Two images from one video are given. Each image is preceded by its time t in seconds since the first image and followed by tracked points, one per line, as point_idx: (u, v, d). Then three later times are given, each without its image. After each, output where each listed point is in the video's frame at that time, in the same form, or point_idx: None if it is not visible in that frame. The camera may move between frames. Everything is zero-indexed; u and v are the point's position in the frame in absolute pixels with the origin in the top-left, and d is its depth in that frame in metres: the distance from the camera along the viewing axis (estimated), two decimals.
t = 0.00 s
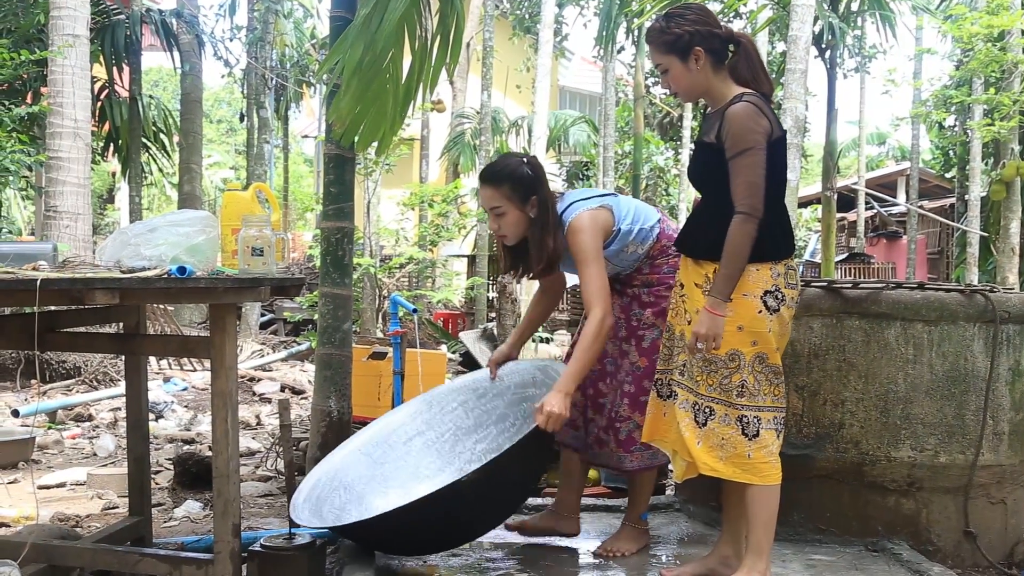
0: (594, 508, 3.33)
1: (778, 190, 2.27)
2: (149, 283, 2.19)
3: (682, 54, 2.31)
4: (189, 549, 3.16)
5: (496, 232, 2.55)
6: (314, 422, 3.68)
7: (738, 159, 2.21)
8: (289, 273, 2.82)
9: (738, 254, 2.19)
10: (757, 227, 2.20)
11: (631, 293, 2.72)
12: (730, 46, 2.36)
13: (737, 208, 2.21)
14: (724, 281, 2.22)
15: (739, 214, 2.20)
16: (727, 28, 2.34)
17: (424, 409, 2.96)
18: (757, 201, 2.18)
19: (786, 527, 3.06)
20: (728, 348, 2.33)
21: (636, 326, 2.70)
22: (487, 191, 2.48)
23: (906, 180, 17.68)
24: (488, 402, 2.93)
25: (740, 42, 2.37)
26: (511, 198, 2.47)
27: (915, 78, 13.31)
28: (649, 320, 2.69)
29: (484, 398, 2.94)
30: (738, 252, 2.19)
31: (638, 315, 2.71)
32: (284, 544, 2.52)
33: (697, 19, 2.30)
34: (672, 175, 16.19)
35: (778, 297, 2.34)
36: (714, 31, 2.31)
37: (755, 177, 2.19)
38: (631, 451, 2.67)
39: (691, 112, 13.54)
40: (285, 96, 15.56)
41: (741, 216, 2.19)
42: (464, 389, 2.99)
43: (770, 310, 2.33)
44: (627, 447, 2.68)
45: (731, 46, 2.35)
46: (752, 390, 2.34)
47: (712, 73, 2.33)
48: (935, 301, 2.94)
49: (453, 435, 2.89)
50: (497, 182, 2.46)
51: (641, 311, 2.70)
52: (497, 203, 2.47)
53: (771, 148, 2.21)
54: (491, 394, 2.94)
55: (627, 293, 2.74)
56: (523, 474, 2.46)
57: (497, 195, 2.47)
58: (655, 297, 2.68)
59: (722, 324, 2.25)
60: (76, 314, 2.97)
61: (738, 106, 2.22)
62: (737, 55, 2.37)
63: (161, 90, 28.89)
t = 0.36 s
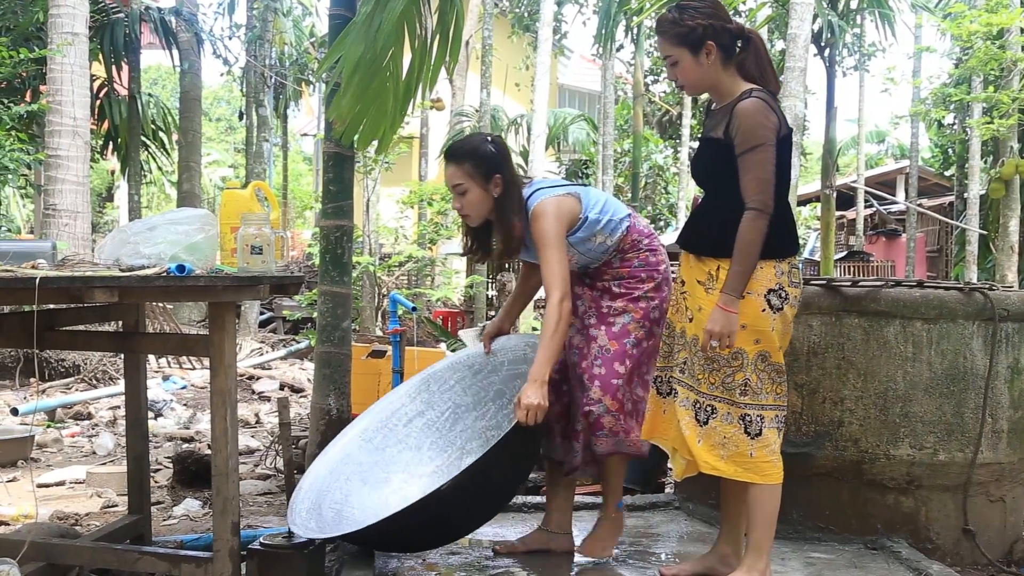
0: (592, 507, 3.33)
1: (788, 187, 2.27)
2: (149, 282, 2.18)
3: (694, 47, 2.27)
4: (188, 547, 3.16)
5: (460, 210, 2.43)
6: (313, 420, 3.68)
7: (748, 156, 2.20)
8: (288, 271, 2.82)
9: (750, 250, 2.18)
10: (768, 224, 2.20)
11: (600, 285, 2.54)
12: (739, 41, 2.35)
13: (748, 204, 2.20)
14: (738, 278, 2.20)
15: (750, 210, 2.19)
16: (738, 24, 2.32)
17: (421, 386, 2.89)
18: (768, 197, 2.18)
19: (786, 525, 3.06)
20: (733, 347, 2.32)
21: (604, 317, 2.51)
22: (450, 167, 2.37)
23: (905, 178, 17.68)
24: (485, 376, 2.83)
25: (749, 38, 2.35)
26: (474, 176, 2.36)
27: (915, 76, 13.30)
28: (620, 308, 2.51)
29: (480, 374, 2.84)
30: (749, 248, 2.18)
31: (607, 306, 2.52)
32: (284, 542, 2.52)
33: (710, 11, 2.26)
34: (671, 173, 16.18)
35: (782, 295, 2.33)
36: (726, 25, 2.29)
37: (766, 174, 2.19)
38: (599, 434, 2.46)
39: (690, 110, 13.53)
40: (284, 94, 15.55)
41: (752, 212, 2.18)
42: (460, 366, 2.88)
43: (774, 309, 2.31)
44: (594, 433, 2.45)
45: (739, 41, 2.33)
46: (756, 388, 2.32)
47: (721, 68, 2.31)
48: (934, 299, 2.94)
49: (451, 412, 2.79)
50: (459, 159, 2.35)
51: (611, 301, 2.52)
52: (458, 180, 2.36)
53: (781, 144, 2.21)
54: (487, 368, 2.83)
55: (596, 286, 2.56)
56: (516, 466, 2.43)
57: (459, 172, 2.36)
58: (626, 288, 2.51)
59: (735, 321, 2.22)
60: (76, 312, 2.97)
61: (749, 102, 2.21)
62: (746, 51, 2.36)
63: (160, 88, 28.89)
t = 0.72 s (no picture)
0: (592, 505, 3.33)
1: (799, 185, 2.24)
2: (148, 280, 2.18)
3: (709, 39, 2.22)
4: (188, 546, 3.16)
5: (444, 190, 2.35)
6: (313, 419, 3.69)
7: (759, 152, 2.17)
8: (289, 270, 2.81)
9: (760, 247, 2.15)
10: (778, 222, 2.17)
11: (583, 276, 2.42)
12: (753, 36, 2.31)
13: (758, 200, 2.17)
14: (746, 274, 2.16)
15: (761, 206, 2.16)
16: (754, 18, 2.28)
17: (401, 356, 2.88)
18: (780, 193, 2.15)
19: (785, 523, 3.06)
20: (739, 346, 2.30)
21: (582, 317, 2.40)
22: (430, 146, 2.29)
23: (905, 177, 17.67)
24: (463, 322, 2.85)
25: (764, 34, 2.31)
26: (455, 154, 2.26)
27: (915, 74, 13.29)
28: (599, 307, 2.38)
29: (460, 323, 2.85)
30: (758, 246, 2.16)
31: (587, 303, 2.40)
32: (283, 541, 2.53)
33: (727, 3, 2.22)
34: (671, 172, 16.18)
35: (789, 295, 2.31)
36: (742, 17, 2.24)
37: (778, 170, 2.16)
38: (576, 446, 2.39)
39: (690, 109, 13.52)
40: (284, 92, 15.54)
41: (764, 208, 2.15)
42: (438, 320, 2.92)
43: (781, 308, 2.30)
44: (573, 443, 2.40)
45: (753, 36, 2.28)
46: (762, 388, 2.31)
47: (735, 62, 2.26)
48: (934, 297, 2.93)
49: (444, 368, 2.84)
50: (439, 137, 2.26)
51: (592, 298, 2.40)
52: (441, 159, 2.27)
53: (792, 142, 2.19)
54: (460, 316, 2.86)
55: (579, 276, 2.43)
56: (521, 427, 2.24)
57: (439, 151, 2.27)
58: (607, 283, 2.38)
59: (744, 317, 2.19)
60: (76, 311, 2.96)
61: (761, 97, 2.18)
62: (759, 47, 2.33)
63: (160, 86, 28.87)
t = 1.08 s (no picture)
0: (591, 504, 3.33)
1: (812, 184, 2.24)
2: (147, 279, 2.18)
3: (724, 35, 2.20)
4: (187, 545, 3.16)
5: (440, 165, 2.32)
6: (312, 419, 3.69)
7: (774, 151, 2.17)
8: (288, 269, 2.80)
9: (776, 247, 2.14)
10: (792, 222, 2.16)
11: (570, 272, 2.40)
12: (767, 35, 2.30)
13: (773, 200, 2.16)
14: (761, 275, 2.15)
15: (776, 206, 2.15)
16: (768, 17, 2.27)
17: (447, 361, 2.64)
18: (795, 193, 2.14)
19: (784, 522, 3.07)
20: (752, 350, 2.29)
21: (569, 313, 2.38)
22: (424, 121, 2.26)
23: (904, 176, 17.68)
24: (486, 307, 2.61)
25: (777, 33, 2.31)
26: (449, 127, 2.24)
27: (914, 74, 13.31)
28: (585, 306, 2.35)
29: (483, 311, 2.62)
30: (774, 246, 2.14)
31: (574, 300, 2.38)
32: (282, 540, 2.53)
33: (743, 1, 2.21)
34: (670, 172, 16.19)
35: (802, 297, 2.30)
36: (757, 16, 2.23)
37: (792, 170, 2.16)
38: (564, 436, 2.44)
39: (688, 108, 13.53)
40: (283, 91, 15.54)
41: (779, 208, 2.14)
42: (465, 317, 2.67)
43: (794, 311, 2.29)
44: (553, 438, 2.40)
45: (767, 36, 2.28)
46: (774, 393, 2.30)
47: (749, 60, 2.25)
48: (933, 297, 2.93)
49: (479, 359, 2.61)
50: (433, 111, 2.23)
51: (579, 296, 2.37)
52: (436, 132, 2.24)
53: (806, 142, 2.18)
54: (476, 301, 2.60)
55: (568, 271, 2.41)
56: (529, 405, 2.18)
57: (432, 126, 2.25)
58: (593, 280, 2.35)
59: (758, 318, 2.18)
60: (75, 310, 2.96)
61: (775, 97, 2.18)
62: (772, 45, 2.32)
63: (160, 85, 28.90)
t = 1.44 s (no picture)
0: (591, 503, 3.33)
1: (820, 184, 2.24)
2: (147, 279, 2.18)
3: (730, 36, 2.20)
4: (187, 545, 3.16)
5: (438, 172, 2.30)
6: (312, 418, 3.68)
7: (783, 152, 2.17)
8: (288, 269, 2.79)
9: (787, 248, 2.14)
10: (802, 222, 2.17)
11: (570, 271, 2.40)
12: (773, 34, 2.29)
13: (782, 201, 2.17)
14: (773, 278, 2.15)
15: (785, 208, 2.15)
16: (774, 15, 2.26)
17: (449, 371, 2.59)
18: (804, 194, 2.15)
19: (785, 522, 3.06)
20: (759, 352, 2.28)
21: (571, 314, 2.38)
22: (418, 128, 2.25)
23: (903, 175, 17.69)
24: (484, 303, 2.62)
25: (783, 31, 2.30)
26: (443, 134, 2.21)
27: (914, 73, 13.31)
28: (586, 307, 2.35)
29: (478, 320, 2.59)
30: (784, 248, 2.15)
31: (575, 301, 2.38)
32: (282, 540, 2.53)
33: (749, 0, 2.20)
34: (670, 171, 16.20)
35: (809, 298, 2.29)
36: (763, 14, 2.22)
37: (801, 171, 2.16)
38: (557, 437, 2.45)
39: (688, 108, 13.54)
40: (283, 91, 15.55)
41: (788, 209, 2.15)
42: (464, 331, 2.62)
43: (802, 312, 2.28)
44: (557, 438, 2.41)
45: (774, 34, 2.27)
46: (780, 394, 2.29)
47: (755, 60, 2.25)
48: (933, 296, 2.93)
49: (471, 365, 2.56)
50: (425, 119, 2.21)
51: (579, 296, 2.37)
52: (429, 140, 2.23)
53: (814, 142, 2.18)
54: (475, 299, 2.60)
55: (569, 271, 2.41)
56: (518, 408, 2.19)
57: (425, 133, 2.23)
58: (593, 281, 2.34)
59: (771, 322, 2.17)
60: (75, 310, 2.95)
61: (782, 98, 2.18)
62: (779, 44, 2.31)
63: (159, 85, 28.94)
